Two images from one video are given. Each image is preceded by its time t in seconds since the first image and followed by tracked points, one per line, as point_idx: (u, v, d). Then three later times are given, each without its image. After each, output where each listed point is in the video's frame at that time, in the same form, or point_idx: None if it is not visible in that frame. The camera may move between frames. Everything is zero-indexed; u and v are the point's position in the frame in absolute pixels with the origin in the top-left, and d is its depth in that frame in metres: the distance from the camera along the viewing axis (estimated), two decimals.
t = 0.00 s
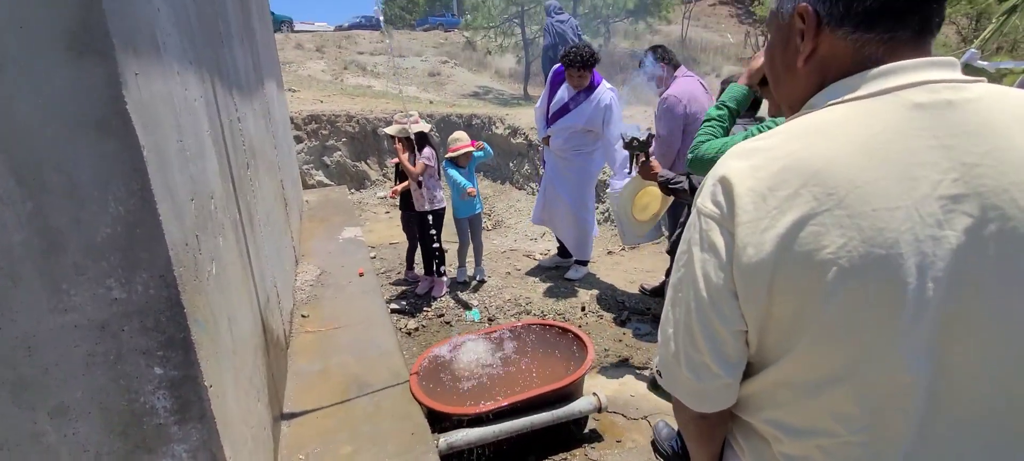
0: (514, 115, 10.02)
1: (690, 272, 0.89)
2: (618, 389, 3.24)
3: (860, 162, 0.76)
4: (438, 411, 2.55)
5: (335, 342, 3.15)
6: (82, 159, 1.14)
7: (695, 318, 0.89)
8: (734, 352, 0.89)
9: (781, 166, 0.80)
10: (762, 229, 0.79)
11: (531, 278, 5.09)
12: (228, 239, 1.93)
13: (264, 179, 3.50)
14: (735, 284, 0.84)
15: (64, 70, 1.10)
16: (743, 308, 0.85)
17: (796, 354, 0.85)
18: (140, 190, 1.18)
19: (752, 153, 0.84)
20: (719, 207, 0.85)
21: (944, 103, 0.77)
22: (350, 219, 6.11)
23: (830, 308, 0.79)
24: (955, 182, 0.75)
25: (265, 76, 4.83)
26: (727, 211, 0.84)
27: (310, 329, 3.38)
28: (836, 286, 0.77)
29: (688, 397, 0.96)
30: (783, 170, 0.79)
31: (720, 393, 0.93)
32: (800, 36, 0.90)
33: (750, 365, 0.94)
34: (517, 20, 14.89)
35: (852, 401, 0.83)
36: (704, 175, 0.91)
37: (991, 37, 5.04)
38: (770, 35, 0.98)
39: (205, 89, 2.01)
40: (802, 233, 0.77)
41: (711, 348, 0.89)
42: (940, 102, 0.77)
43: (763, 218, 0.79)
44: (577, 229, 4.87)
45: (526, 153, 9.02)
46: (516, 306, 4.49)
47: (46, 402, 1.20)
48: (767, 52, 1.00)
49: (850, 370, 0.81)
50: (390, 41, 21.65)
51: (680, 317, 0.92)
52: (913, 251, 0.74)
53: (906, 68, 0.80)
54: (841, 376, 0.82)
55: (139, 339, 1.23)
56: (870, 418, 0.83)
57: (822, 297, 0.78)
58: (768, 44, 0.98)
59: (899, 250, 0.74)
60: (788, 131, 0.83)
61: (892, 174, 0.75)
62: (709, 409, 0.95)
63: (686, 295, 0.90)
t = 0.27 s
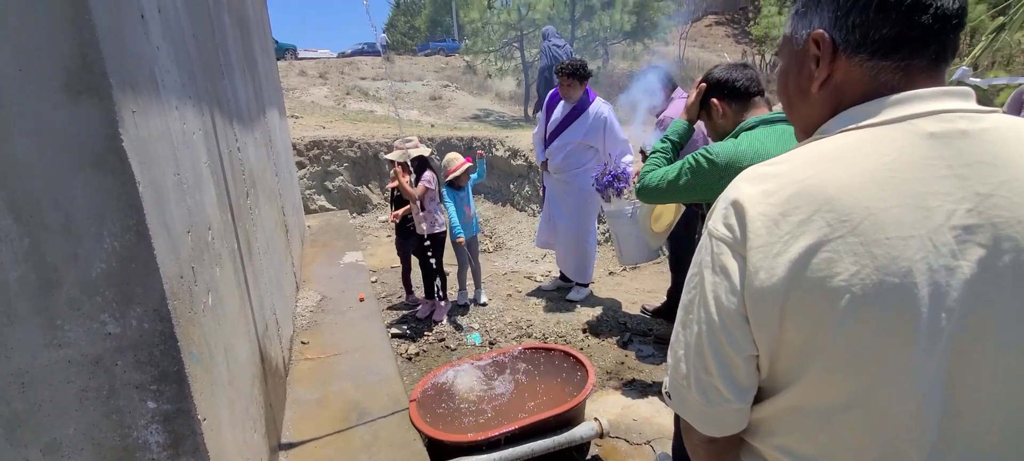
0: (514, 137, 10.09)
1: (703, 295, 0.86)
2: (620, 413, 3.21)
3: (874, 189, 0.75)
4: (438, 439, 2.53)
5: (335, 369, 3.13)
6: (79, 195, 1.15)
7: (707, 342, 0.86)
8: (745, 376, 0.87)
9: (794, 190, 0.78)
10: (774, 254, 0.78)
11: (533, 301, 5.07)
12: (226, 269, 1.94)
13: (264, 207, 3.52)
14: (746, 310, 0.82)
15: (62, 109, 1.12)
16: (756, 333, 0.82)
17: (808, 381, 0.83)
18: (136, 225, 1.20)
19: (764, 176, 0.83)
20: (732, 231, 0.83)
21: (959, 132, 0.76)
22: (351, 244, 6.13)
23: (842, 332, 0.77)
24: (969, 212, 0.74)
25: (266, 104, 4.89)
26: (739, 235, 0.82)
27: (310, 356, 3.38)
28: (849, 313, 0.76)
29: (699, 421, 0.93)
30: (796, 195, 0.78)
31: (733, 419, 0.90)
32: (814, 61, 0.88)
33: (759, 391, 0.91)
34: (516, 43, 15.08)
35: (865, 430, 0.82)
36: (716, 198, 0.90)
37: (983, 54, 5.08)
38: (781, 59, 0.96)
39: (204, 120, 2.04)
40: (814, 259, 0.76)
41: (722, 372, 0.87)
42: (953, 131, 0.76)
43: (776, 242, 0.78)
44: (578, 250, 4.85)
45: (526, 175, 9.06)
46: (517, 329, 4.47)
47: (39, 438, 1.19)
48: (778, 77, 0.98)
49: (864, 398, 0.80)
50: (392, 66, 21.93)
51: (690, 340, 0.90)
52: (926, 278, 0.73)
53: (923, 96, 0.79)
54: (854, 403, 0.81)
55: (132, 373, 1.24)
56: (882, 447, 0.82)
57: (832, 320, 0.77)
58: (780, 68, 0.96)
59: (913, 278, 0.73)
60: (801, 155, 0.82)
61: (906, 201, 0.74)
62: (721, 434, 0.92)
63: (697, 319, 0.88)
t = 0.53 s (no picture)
0: (515, 155, 10.11)
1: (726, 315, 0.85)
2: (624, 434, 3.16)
3: (904, 210, 0.73)
4: None
5: (335, 391, 3.09)
6: (78, 219, 1.14)
7: (729, 365, 0.84)
8: (768, 401, 0.84)
9: (820, 210, 0.77)
10: (800, 275, 0.76)
11: (535, 319, 5.04)
12: (224, 291, 1.92)
13: (265, 227, 3.50)
14: (771, 333, 0.80)
15: (63, 134, 1.12)
16: (782, 358, 0.80)
17: (834, 407, 0.81)
18: (134, 248, 1.18)
19: (788, 195, 0.82)
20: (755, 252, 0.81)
21: (990, 154, 0.75)
22: (352, 262, 6.10)
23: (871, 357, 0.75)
24: (1002, 235, 0.72)
25: (268, 124, 4.91)
26: (763, 256, 0.80)
27: (309, 377, 3.34)
28: (878, 338, 0.74)
29: (720, 444, 0.90)
30: (822, 216, 0.76)
31: (752, 444, 0.88)
32: (837, 80, 0.87)
33: (781, 416, 0.88)
34: (515, 62, 15.17)
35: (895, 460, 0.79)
36: (738, 217, 0.88)
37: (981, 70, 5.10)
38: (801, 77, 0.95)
39: (205, 142, 2.03)
40: (841, 282, 0.74)
41: (744, 395, 0.85)
42: (985, 153, 0.75)
43: (802, 263, 0.76)
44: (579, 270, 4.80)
45: (527, 192, 9.06)
46: (519, 348, 4.43)
47: None
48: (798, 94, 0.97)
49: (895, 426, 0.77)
50: (393, 85, 22.08)
51: (711, 363, 0.88)
52: (957, 302, 0.72)
53: (950, 117, 0.78)
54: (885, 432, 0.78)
55: (128, 400, 1.22)
56: None
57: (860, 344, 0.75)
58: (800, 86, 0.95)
59: (944, 303, 0.71)
60: (826, 175, 0.81)
61: (936, 224, 0.72)
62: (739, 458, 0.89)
63: (717, 339, 0.87)
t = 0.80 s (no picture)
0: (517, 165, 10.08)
1: (757, 333, 0.80)
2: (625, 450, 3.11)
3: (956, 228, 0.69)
4: None
5: (333, 403, 3.04)
6: (74, 226, 1.11)
7: (760, 386, 0.80)
8: (801, 427, 0.80)
9: (863, 226, 0.73)
10: (841, 294, 0.72)
11: (535, 331, 4.98)
12: (223, 301, 1.88)
13: (265, 234, 3.46)
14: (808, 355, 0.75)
15: (60, 138, 1.08)
16: (820, 382, 0.76)
17: (875, 436, 0.76)
18: (130, 257, 1.14)
19: (826, 209, 0.78)
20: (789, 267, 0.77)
21: None
22: (351, 271, 6.05)
23: (920, 383, 0.71)
24: None
25: (271, 130, 4.88)
26: (799, 272, 0.76)
27: (307, 388, 3.29)
28: (926, 363, 0.70)
29: None
30: (865, 231, 0.72)
31: None
32: (880, 91, 0.83)
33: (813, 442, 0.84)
34: (517, 72, 15.17)
35: None
36: (770, 230, 0.84)
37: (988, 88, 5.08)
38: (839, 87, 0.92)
39: (207, 148, 2.00)
40: (886, 302, 0.71)
41: (775, 419, 0.80)
42: None
43: (844, 281, 0.72)
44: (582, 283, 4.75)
45: (529, 203, 9.02)
46: (519, 360, 4.38)
47: None
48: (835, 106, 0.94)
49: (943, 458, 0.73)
50: (395, 94, 22.13)
51: (739, 383, 0.84)
52: (1011, 326, 0.68)
53: (1002, 131, 0.75)
54: None
55: (119, 414, 1.17)
56: None
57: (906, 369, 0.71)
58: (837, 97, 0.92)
59: (998, 329, 0.68)
60: (866, 189, 0.77)
61: (989, 243, 0.69)
62: None
63: (745, 360, 0.83)
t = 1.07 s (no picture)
0: (522, 175, 10.02)
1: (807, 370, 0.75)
2: None
3: None
4: None
5: (328, 410, 2.98)
6: (73, 222, 1.06)
7: (807, 427, 0.75)
8: None
9: (928, 259, 0.68)
10: (904, 335, 0.67)
11: (535, 344, 4.91)
12: (223, 303, 1.82)
13: (268, 236, 3.41)
14: (864, 398, 0.70)
15: (65, 130, 1.03)
16: (877, 427, 0.70)
17: None
18: (130, 256, 1.09)
19: (886, 240, 0.73)
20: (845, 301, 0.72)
21: None
22: (352, 274, 5.98)
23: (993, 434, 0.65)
24: None
25: (278, 130, 4.84)
26: (856, 307, 0.71)
27: (301, 394, 3.23)
28: (1000, 413, 0.64)
29: None
30: (932, 267, 0.67)
31: None
32: (940, 116, 0.80)
33: None
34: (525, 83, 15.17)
35: None
36: (819, 256, 0.80)
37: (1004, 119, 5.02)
38: (891, 111, 0.89)
39: (215, 145, 1.95)
40: (955, 346, 0.65)
41: None
42: None
43: (907, 321, 0.67)
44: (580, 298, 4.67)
45: (532, 213, 8.96)
46: (519, 373, 4.31)
47: None
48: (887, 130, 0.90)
49: None
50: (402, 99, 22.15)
51: (783, 423, 0.80)
52: None
53: None
54: None
55: (109, 421, 1.12)
56: None
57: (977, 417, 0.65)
58: (890, 121, 0.89)
59: None
60: (929, 220, 0.72)
61: None
62: None
63: (789, 399, 0.79)
